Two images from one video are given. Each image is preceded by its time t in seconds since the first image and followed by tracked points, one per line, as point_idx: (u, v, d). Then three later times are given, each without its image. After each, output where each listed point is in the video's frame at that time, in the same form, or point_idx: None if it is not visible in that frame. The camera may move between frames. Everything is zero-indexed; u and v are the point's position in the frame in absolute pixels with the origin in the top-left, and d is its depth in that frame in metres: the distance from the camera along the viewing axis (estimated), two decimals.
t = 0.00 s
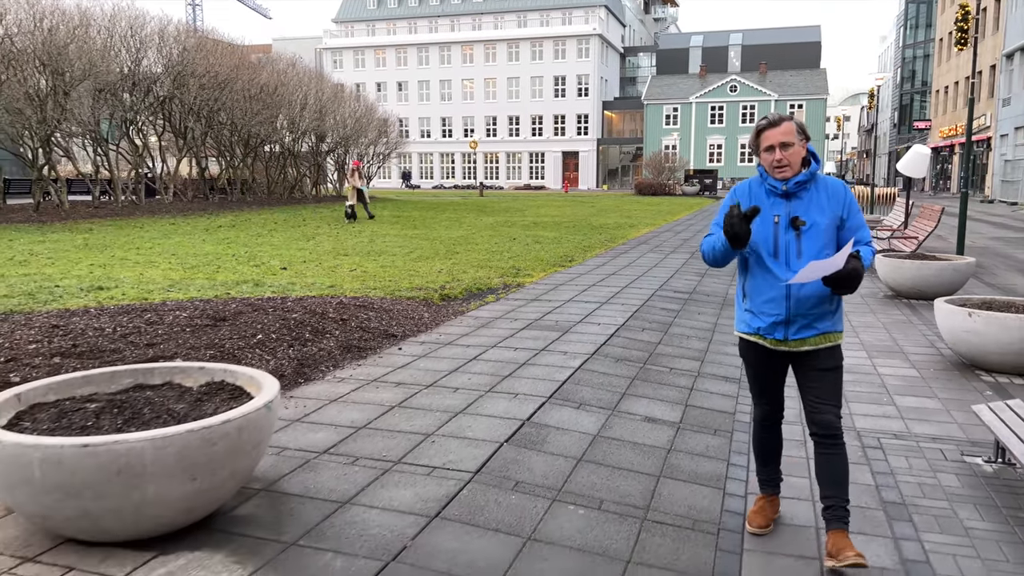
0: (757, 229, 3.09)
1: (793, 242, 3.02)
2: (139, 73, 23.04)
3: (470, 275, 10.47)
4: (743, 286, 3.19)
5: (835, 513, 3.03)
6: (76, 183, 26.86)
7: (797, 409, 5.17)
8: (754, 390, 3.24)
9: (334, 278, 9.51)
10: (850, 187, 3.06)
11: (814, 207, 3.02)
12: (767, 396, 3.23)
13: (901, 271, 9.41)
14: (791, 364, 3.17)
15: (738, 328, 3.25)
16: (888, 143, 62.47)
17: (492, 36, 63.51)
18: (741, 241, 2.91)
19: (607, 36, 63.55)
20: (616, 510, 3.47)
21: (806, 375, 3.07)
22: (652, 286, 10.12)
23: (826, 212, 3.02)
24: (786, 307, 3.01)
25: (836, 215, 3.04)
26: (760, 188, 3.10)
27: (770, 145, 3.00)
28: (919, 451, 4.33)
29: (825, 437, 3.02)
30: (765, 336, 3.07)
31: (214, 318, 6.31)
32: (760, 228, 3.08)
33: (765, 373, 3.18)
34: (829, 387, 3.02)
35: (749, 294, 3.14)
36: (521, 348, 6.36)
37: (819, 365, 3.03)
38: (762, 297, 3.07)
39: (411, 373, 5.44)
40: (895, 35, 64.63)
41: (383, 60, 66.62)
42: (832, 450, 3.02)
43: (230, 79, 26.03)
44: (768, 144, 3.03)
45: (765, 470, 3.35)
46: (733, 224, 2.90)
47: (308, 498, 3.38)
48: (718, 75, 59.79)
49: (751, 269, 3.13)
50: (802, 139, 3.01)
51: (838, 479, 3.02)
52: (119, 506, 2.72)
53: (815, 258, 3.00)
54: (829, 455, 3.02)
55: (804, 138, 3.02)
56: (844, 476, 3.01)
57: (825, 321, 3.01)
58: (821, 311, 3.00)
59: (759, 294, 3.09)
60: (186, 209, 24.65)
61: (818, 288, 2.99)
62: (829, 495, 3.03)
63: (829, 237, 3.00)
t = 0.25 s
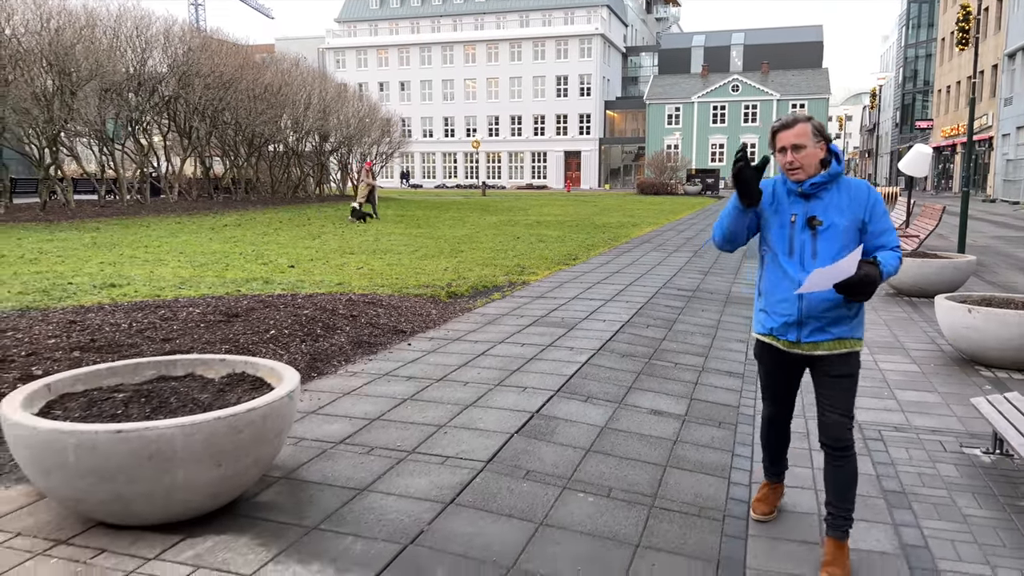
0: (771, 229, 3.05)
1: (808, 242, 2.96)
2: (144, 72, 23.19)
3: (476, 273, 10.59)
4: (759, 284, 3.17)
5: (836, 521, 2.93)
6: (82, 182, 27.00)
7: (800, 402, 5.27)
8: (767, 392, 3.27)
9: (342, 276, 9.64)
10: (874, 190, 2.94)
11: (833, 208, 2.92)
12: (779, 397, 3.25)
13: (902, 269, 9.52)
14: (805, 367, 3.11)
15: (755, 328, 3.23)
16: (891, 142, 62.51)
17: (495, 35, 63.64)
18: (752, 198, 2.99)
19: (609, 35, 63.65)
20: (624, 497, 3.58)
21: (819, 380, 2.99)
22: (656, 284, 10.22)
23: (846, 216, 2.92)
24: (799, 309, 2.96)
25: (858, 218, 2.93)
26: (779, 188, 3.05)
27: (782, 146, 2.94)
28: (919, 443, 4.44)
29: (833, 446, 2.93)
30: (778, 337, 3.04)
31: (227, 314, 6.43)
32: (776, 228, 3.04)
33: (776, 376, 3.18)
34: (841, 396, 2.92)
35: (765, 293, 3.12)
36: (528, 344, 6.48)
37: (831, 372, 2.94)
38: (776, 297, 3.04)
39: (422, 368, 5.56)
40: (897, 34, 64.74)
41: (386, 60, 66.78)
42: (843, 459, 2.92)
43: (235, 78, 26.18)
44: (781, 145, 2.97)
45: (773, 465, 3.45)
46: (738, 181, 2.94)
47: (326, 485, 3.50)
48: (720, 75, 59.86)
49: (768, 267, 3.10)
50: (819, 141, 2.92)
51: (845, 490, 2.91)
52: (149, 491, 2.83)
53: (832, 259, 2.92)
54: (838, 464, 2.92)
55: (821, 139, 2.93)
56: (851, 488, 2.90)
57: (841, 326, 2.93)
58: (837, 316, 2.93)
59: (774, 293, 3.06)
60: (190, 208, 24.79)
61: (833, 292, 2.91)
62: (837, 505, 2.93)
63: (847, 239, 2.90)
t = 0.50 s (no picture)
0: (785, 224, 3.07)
1: (820, 238, 2.94)
2: (150, 73, 23.35)
3: (481, 273, 10.71)
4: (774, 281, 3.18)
5: (836, 514, 3.01)
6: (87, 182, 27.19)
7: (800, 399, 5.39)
8: (765, 394, 3.12)
9: (348, 275, 9.76)
10: (893, 187, 2.87)
11: (846, 205, 2.90)
12: (778, 401, 3.07)
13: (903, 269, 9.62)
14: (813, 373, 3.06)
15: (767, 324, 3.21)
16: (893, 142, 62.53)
17: (497, 36, 63.74)
18: (768, 190, 3.05)
19: (611, 36, 63.74)
20: (630, 490, 3.70)
21: (827, 381, 2.97)
22: (659, 283, 10.35)
23: (858, 213, 2.88)
24: (806, 305, 2.95)
25: (872, 216, 2.88)
26: (796, 185, 3.07)
27: (793, 140, 2.95)
28: (918, 438, 4.55)
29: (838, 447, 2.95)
30: (785, 332, 3.02)
31: (239, 312, 6.56)
32: (790, 223, 3.05)
33: (778, 375, 3.07)
34: (847, 399, 2.92)
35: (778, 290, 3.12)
36: (533, 341, 6.61)
37: (837, 376, 2.93)
38: (786, 292, 3.05)
39: (430, 365, 5.68)
40: (899, 34, 64.73)
41: (388, 60, 66.96)
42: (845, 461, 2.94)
43: (239, 79, 26.34)
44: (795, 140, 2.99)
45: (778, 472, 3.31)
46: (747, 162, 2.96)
47: (341, 478, 3.62)
48: (722, 74, 59.95)
49: (782, 262, 3.11)
50: (832, 136, 2.91)
51: (848, 490, 2.96)
52: (173, 480, 2.95)
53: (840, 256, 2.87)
54: (841, 463, 2.95)
55: (835, 135, 2.92)
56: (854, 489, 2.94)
57: (848, 327, 2.89)
58: (845, 314, 2.89)
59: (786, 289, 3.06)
60: (194, 208, 24.94)
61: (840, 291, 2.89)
62: (839, 504, 2.99)
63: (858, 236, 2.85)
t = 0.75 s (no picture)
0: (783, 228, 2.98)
1: (817, 244, 2.87)
2: (156, 74, 23.54)
3: (486, 272, 10.85)
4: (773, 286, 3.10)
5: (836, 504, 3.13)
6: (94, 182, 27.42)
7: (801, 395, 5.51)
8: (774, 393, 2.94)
9: (356, 274, 9.92)
10: (891, 192, 2.81)
11: (843, 210, 2.83)
12: (784, 403, 2.91)
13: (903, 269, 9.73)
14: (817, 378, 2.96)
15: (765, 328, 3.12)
16: (895, 142, 62.58)
17: (500, 36, 63.87)
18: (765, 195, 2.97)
19: (614, 36, 63.84)
20: (636, 480, 3.83)
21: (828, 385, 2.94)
22: (663, 282, 10.48)
23: (855, 218, 2.82)
24: (805, 311, 2.86)
25: (869, 221, 2.83)
26: (794, 189, 3.00)
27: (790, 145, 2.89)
28: (915, 432, 4.66)
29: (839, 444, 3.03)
30: (783, 337, 2.93)
31: (251, 309, 6.70)
32: (786, 228, 2.98)
33: (784, 374, 2.93)
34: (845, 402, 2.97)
35: (776, 295, 3.05)
36: (539, 338, 6.74)
37: (835, 380, 2.91)
38: (783, 299, 2.97)
39: (439, 361, 5.82)
40: (901, 34, 64.74)
41: (391, 60, 67.16)
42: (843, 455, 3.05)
43: (244, 79, 26.52)
44: (792, 143, 2.91)
45: (773, 504, 2.93)
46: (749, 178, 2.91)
47: (357, 468, 3.75)
48: (725, 74, 60.04)
49: (779, 268, 3.04)
50: (830, 139, 2.83)
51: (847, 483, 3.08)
52: (200, 468, 3.08)
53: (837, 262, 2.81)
54: (839, 457, 3.07)
55: (833, 139, 2.84)
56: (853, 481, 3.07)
57: (847, 333, 2.82)
58: (843, 321, 2.82)
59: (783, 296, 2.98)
60: (199, 208, 25.14)
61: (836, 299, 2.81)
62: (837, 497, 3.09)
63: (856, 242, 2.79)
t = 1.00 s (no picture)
0: (774, 242, 2.93)
1: (812, 253, 2.85)
2: (160, 75, 23.68)
3: (492, 271, 10.96)
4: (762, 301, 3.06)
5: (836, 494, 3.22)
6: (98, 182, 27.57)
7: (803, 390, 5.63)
8: (769, 406, 2.90)
9: (364, 272, 10.03)
10: (877, 197, 2.88)
11: (835, 216, 2.84)
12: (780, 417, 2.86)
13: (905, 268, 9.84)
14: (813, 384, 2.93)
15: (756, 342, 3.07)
16: (896, 142, 62.62)
17: (502, 36, 63.94)
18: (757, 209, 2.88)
19: (616, 36, 63.91)
20: (644, 470, 3.95)
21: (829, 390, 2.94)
22: (666, 280, 10.59)
23: (848, 223, 2.84)
24: (805, 322, 2.84)
25: (861, 225, 2.85)
26: (781, 199, 2.97)
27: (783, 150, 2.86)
28: (916, 426, 4.78)
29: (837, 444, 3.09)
30: (782, 350, 2.88)
31: (264, 306, 6.83)
32: (777, 238, 2.93)
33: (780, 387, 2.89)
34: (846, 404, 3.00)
35: (769, 309, 3.00)
36: (546, 335, 6.87)
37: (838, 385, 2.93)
38: (778, 311, 2.93)
39: (448, 358, 5.94)
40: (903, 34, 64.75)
41: (393, 61, 67.27)
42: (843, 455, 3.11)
43: (249, 80, 26.65)
44: (784, 147, 2.91)
45: (767, 520, 2.85)
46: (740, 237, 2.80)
47: (375, 458, 3.87)
48: (727, 75, 60.11)
49: (772, 282, 2.99)
50: (822, 146, 2.85)
51: (844, 476, 3.17)
52: (228, 457, 3.21)
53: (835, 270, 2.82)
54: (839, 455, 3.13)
55: (824, 144, 2.85)
56: (851, 472, 3.15)
57: (846, 341, 2.84)
58: (842, 329, 2.82)
59: (776, 311, 2.95)
60: (204, 208, 25.27)
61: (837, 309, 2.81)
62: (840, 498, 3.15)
63: (851, 248, 2.81)
